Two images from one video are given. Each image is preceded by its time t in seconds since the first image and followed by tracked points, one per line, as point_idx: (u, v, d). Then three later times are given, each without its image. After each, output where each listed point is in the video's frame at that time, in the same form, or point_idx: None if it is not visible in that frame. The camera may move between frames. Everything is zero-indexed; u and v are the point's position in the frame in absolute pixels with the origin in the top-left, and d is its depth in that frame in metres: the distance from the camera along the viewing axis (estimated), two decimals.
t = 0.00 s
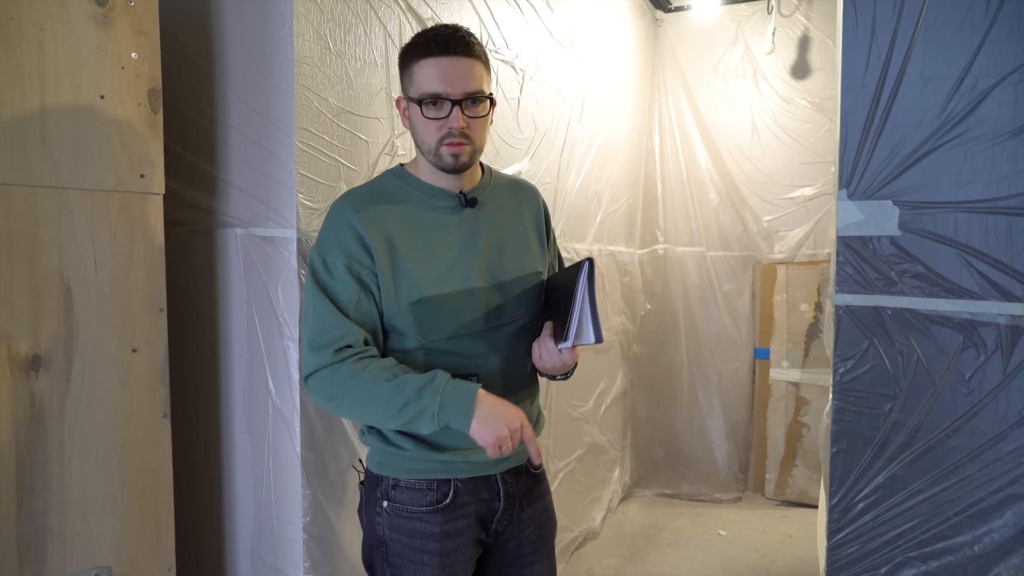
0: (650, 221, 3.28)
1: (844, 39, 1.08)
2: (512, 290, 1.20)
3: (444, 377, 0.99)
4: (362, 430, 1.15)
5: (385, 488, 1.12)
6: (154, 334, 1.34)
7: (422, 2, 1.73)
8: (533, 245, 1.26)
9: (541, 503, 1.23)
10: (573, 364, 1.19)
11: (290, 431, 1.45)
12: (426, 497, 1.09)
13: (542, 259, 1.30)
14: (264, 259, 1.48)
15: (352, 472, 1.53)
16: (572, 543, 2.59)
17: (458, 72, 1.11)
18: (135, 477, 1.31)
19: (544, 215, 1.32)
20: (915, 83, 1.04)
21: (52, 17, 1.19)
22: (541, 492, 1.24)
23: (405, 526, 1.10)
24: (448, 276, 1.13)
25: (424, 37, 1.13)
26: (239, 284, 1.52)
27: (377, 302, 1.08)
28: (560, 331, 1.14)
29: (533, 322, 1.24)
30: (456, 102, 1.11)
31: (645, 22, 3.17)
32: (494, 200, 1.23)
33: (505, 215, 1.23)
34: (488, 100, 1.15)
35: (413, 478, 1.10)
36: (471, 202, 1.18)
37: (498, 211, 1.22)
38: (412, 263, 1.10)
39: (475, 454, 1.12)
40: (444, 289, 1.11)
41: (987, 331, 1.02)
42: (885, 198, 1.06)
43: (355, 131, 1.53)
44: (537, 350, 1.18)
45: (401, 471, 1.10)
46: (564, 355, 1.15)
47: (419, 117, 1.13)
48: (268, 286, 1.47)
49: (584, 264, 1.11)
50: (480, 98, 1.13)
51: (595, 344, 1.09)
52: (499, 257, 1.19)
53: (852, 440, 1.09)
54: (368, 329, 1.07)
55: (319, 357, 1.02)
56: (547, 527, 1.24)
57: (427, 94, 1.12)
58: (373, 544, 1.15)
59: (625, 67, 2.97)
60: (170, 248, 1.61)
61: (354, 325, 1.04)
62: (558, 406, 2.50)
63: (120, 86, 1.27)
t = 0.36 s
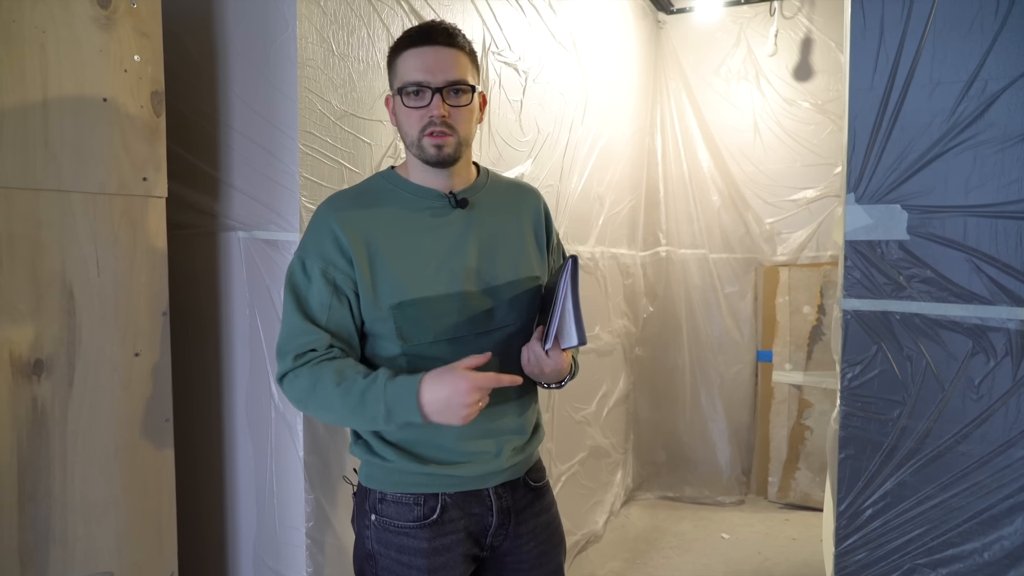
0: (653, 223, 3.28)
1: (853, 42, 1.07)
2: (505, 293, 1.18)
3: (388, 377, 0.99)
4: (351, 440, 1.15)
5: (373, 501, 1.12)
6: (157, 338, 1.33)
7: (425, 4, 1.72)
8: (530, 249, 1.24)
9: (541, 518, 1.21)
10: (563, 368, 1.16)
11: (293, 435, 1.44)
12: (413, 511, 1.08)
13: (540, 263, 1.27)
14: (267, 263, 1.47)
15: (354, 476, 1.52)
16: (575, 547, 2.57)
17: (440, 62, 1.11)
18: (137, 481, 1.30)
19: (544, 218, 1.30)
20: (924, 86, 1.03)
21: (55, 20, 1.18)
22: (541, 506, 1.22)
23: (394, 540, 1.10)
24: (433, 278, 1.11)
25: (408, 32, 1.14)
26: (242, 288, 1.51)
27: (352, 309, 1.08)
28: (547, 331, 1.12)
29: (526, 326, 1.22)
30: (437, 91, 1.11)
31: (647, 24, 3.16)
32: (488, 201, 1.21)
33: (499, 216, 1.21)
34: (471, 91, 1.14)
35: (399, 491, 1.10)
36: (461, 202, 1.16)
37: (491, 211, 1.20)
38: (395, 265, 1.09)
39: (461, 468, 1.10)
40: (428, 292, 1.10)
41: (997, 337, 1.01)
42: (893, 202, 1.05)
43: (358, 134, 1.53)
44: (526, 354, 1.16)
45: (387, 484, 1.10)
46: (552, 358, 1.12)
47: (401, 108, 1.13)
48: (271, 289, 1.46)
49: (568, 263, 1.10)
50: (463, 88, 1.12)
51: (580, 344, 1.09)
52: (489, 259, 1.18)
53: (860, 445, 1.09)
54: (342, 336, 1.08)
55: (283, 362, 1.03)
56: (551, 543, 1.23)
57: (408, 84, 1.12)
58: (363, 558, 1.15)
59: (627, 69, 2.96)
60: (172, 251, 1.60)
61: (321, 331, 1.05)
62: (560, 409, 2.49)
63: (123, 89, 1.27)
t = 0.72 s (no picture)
0: (654, 227, 3.28)
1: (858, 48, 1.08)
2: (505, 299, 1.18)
3: (381, 463, 0.96)
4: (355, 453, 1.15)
5: (376, 513, 1.11)
6: (161, 344, 1.34)
7: (429, 9, 1.73)
8: (527, 255, 1.25)
9: (541, 523, 1.22)
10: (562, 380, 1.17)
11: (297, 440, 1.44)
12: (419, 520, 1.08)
13: (538, 269, 1.28)
14: (272, 267, 1.47)
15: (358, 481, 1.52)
16: (577, 550, 2.56)
17: (435, 74, 1.11)
18: (141, 487, 1.30)
19: (540, 224, 1.30)
20: (928, 92, 1.03)
21: (62, 26, 1.19)
22: (540, 510, 1.23)
23: (400, 551, 1.10)
24: (436, 286, 1.11)
25: (403, 41, 1.14)
26: (246, 293, 1.51)
27: (350, 321, 1.08)
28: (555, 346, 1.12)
29: (525, 335, 1.23)
30: (434, 103, 1.11)
31: (649, 28, 3.17)
32: (486, 208, 1.21)
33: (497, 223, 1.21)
34: (469, 102, 1.14)
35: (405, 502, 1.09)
36: (461, 210, 1.17)
37: (490, 219, 1.21)
38: (396, 273, 1.09)
39: (468, 475, 1.10)
40: (431, 299, 1.10)
41: (1002, 342, 1.01)
42: (898, 207, 1.06)
43: (362, 139, 1.53)
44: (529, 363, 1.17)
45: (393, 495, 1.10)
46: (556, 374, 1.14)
47: (399, 121, 1.13)
48: (276, 294, 1.47)
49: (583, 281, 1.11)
50: (460, 99, 1.13)
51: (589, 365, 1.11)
52: (491, 266, 1.18)
53: (865, 450, 1.09)
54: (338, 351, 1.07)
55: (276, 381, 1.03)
56: (550, 549, 1.24)
57: (405, 97, 1.12)
58: (367, 570, 1.14)
59: (628, 73, 2.96)
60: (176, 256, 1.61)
61: (315, 350, 1.04)
62: (562, 413, 2.48)
63: (128, 95, 1.27)
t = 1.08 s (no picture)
0: (656, 231, 3.27)
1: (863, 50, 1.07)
2: (507, 303, 1.19)
3: (398, 459, 0.97)
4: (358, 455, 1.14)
5: (381, 514, 1.11)
6: (165, 346, 1.34)
7: (432, 13, 1.73)
8: (527, 256, 1.26)
9: (541, 522, 1.23)
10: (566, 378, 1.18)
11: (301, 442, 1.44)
12: (425, 522, 1.08)
13: (536, 268, 1.29)
14: (276, 271, 1.48)
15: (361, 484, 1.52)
16: (580, 554, 2.55)
17: (441, 77, 1.11)
18: (146, 490, 1.30)
19: (538, 225, 1.31)
20: (934, 94, 1.03)
21: (69, 29, 1.19)
22: (539, 511, 1.24)
23: (404, 552, 1.10)
24: (442, 291, 1.12)
25: (407, 43, 1.14)
26: (250, 296, 1.51)
27: (356, 327, 1.08)
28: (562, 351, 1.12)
29: (527, 337, 1.23)
30: (440, 106, 1.11)
31: (650, 32, 3.17)
32: (486, 211, 1.22)
33: (498, 225, 1.22)
34: (474, 106, 1.15)
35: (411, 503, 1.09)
36: (463, 213, 1.17)
37: (491, 221, 1.21)
38: (401, 277, 1.09)
39: (474, 477, 1.11)
40: (436, 303, 1.11)
41: (1008, 343, 1.01)
42: (904, 209, 1.05)
43: (366, 143, 1.54)
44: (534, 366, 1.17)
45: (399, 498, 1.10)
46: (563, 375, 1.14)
47: (403, 124, 1.13)
48: (281, 297, 1.47)
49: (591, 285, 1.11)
50: (465, 103, 1.13)
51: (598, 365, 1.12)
52: (494, 269, 1.19)
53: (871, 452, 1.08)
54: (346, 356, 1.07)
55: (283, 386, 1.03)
56: (549, 547, 1.25)
57: (410, 100, 1.12)
58: (372, 572, 1.14)
59: (630, 78, 2.97)
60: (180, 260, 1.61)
61: (323, 356, 1.04)
62: (564, 416, 2.48)
63: (134, 98, 1.28)
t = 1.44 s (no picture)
0: (658, 235, 3.28)
1: (868, 53, 1.06)
2: (512, 306, 1.20)
3: (413, 458, 0.98)
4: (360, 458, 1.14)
5: (386, 516, 1.11)
6: (170, 349, 1.34)
7: (436, 16, 1.74)
8: (531, 260, 1.26)
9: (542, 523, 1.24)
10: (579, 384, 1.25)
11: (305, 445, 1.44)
12: (430, 524, 1.08)
13: (540, 271, 1.29)
14: (281, 273, 1.47)
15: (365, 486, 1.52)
16: (582, 558, 2.55)
17: (453, 80, 1.12)
18: (150, 492, 1.30)
19: (542, 228, 1.32)
20: (939, 97, 1.02)
21: (74, 32, 1.20)
22: (541, 513, 1.25)
23: (409, 554, 1.10)
24: (448, 295, 1.12)
25: (422, 45, 1.14)
26: (255, 298, 1.51)
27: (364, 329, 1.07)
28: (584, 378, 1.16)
29: (531, 339, 1.24)
30: (451, 110, 1.12)
31: (652, 36, 3.18)
32: (491, 214, 1.22)
33: (503, 229, 1.22)
34: (484, 110, 1.15)
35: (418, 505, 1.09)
36: (469, 217, 1.17)
37: (496, 224, 1.22)
38: (408, 281, 1.09)
39: (480, 479, 1.12)
40: (443, 308, 1.11)
41: (1015, 346, 1.00)
42: (909, 212, 1.05)
43: (370, 146, 1.54)
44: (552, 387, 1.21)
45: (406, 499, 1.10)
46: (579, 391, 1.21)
47: (414, 125, 1.13)
48: (285, 300, 1.47)
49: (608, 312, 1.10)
50: (476, 107, 1.14)
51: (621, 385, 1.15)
52: (499, 273, 1.19)
53: (877, 455, 1.08)
54: (354, 360, 1.07)
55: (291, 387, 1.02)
56: (551, 548, 1.25)
57: (422, 101, 1.13)
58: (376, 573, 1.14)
59: (632, 81, 2.97)
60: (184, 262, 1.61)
61: (331, 357, 1.04)
62: (566, 420, 2.48)
63: (139, 101, 1.28)
